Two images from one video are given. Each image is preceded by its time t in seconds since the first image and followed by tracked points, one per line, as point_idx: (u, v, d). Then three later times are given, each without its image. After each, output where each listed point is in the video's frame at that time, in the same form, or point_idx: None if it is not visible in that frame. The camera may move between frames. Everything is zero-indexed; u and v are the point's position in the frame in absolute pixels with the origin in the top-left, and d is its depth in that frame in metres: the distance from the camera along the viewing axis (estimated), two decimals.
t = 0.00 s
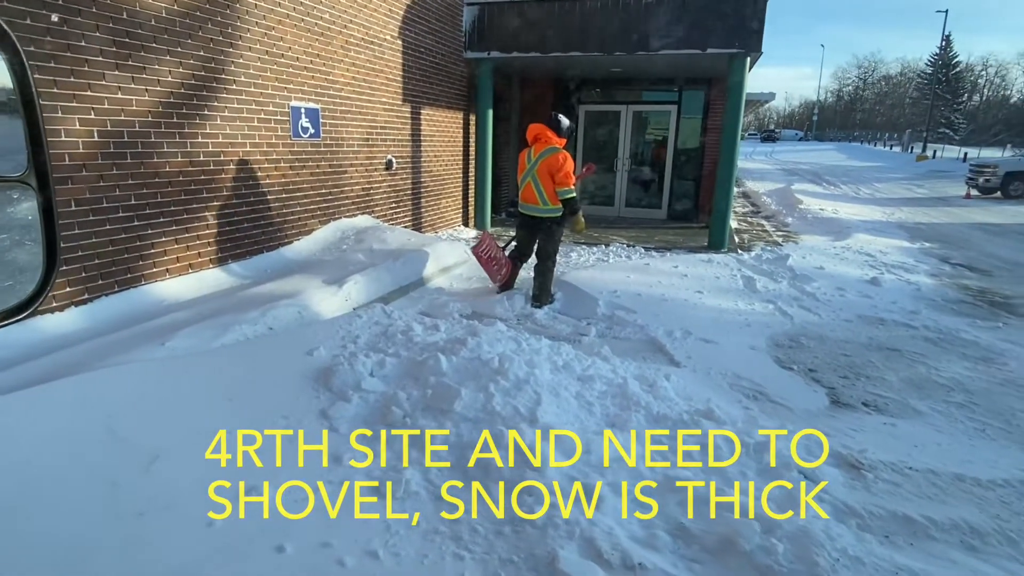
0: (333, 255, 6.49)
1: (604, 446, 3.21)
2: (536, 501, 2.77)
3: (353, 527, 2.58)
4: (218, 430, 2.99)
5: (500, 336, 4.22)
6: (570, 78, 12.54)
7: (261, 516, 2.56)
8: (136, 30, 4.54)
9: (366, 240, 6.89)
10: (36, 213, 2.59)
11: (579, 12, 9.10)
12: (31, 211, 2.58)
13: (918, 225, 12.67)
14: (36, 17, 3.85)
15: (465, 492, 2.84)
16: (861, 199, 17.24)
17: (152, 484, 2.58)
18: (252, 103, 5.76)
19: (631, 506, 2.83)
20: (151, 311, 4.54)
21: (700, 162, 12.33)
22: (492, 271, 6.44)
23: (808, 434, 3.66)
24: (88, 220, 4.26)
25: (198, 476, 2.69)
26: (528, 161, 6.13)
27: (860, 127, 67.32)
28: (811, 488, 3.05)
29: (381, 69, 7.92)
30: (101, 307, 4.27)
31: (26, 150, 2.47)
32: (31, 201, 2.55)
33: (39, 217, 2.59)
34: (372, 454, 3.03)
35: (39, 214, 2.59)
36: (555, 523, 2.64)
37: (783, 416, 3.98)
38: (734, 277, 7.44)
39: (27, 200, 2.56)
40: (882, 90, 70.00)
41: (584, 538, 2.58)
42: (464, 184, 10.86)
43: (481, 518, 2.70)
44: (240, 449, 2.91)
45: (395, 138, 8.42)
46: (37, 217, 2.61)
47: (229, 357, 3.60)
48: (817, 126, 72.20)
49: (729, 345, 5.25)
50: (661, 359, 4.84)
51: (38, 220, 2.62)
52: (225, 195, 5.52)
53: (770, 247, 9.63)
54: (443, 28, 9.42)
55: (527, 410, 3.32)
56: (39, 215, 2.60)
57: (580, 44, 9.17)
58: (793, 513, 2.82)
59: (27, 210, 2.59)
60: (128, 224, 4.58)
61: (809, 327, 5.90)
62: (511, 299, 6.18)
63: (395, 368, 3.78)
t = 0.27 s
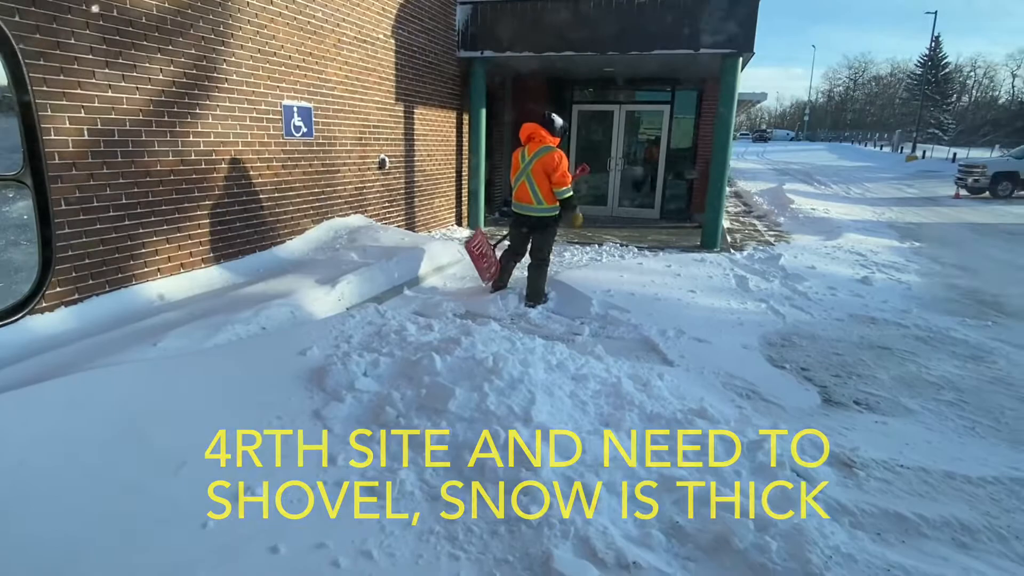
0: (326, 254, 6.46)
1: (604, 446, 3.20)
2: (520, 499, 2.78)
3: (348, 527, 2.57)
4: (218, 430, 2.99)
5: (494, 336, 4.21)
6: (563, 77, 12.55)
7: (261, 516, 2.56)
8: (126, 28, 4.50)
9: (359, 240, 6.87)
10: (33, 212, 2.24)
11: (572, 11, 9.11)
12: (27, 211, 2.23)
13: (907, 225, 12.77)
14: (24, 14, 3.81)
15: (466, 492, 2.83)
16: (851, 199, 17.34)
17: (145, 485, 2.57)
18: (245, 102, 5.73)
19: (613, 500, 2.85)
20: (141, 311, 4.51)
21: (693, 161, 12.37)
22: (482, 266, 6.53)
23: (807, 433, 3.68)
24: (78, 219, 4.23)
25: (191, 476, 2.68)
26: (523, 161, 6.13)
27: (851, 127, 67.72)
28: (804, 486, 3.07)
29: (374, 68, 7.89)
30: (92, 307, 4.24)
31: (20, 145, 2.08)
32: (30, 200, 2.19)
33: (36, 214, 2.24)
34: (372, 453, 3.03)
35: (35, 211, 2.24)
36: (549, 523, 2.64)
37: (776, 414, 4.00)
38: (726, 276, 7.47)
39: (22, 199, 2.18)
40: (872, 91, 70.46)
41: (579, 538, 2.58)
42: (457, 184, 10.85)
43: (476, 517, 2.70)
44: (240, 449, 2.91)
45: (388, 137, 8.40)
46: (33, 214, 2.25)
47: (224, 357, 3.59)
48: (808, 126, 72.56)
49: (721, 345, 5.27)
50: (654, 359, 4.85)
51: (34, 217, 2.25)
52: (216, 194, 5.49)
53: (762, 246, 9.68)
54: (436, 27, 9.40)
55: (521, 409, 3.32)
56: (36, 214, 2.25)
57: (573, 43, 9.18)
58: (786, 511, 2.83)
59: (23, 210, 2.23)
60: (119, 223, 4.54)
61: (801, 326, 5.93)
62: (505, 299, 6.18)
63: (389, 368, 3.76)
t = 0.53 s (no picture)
0: (320, 255, 6.45)
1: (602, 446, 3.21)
2: (517, 499, 2.78)
3: (344, 527, 2.57)
4: (217, 430, 2.99)
5: (488, 337, 4.21)
6: (557, 79, 12.57)
7: (259, 517, 2.56)
8: (119, 28, 4.48)
9: (353, 240, 6.86)
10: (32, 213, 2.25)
11: (567, 12, 9.12)
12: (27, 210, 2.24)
13: (899, 226, 12.86)
14: (16, 13, 3.79)
15: (466, 492, 2.84)
16: (844, 200, 17.44)
17: (140, 486, 2.56)
18: (239, 102, 5.72)
19: (608, 501, 2.85)
20: (134, 311, 4.49)
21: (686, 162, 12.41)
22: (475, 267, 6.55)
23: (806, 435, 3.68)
24: (70, 220, 4.20)
25: (186, 477, 2.67)
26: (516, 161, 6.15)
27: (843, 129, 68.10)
28: (797, 485, 3.09)
29: (368, 68, 7.88)
30: (84, 308, 4.22)
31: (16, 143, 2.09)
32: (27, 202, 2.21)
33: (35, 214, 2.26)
34: (372, 454, 3.04)
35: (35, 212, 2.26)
36: (544, 523, 2.65)
37: (769, 414, 4.02)
38: (720, 277, 7.49)
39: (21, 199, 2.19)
40: (865, 93, 70.88)
41: (574, 538, 2.59)
42: (452, 184, 10.85)
43: (471, 518, 2.69)
44: (239, 449, 2.91)
45: (383, 137, 8.39)
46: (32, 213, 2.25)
47: (219, 358, 3.58)
48: (801, 128, 72.91)
49: (715, 345, 5.29)
50: (648, 359, 4.87)
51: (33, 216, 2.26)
52: (210, 194, 5.47)
53: (756, 247, 9.72)
54: (431, 28, 9.40)
55: (516, 409, 3.32)
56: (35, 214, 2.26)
57: (567, 44, 9.19)
58: (780, 511, 2.85)
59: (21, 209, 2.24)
60: (112, 224, 4.52)
61: (794, 326, 5.97)
62: (500, 299, 6.18)
63: (383, 368, 3.76)
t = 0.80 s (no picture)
0: (315, 256, 6.44)
1: (598, 448, 3.21)
2: (510, 499, 2.78)
3: (339, 528, 2.57)
4: (216, 431, 3.00)
5: (483, 338, 4.22)
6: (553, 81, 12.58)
7: (258, 517, 2.57)
8: (114, 28, 4.47)
9: (348, 242, 6.85)
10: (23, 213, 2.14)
11: (563, 13, 9.11)
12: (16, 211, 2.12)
13: (893, 229, 12.93)
14: (10, 13, 3.78)
15: (465, 491, 2.85)
16: (838, 202, 17.53)
17: (134, 487, 2.55)
18: (234, 103, 5.71)
19: (602, 502, 2.85)
20: (129, 312, 4.47)
21: (682, 164, 12.44)
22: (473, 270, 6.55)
23: (802, 438, 3.69)
24: (64, 220, 4.19)
25: (181, 479, 2.67)
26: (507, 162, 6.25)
27: (837, 132, 68.42)
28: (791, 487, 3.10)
29: (364, 70, 7.88)
30: (79, 309, 4.21)
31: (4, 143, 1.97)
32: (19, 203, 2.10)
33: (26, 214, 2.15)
34: (371, 453, 3.05)
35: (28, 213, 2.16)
36: (539, 524, 2.65)
37: (763, 416, 4.03)
38: (715, 279, 7.51)
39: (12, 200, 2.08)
40: (859, 97, 71.24)
41: (568, 539, 2.59)
42: (447, 186, 10.86)
43: (465, 520, 2.69)
44: (239, 449, 2.93)
45: (378, 139, 8.39)
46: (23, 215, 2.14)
47: (214, 359, 3.58)
48: (796, 131, 73.24)
49: (710, 347, 5.30)
50: (643, 361, 4.87)
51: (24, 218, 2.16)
52: (205, 195, 5.46)
53: (750, 249, 9.75)
54: (426, 30, 9.40)
55: (511, 411, 3.32)
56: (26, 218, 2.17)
57: (563, 45, 9.16)
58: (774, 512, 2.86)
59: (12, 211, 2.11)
60: (106, 225, 4.51)
61: (788, 328, 5.99)
62: (495, 301, 6.18)
63: (378, 370, 3.75)
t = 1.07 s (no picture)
0: (313, 259, 6.43)
1: (596, 450, 3.21)
2: (508, 500, 2.79)
3: (337, 531, 2.57)
4: (215, 433, 3.00)
5: (481, 341, 4.22)
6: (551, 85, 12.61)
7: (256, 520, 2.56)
8: (113, 31, 4.47)
9: (346, 244, 6.85)
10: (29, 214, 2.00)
11: (561, 18, 9.15)
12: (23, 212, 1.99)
13: (889, 232, 12.98)
14: (9, 16, 3.78)
15: (465, 491, 2.86)
16: (835, 206, 17.59)
17: (132, 489, 2.55)
18: (232, 106, 5.71)
19: (601, 505, 2.86)
20: (126, 315, 4.46)
21: (679, 168, 12.48)
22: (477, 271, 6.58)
23: (800, 441, 3.70)
24: (62, 223, 4.18)
25: (178, 481, 2.66)
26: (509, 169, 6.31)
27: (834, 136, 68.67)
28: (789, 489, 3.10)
29: (362, 73, 7.88)
30: (76, 311, 4.20)
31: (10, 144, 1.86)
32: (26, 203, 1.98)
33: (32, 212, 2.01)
34: (371, 453, 3.06)
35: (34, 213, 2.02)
36: (537, 527, 2.65)
37: (761, 419, 4.03)
38: (712, 282, 7.53)
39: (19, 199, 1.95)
40: (855, 101, 71.52)
41: (566, 542, 2.59)
42: (445, 189, 10.86)
43: (463, 523, 2.69)
44: (238, 451, 2.92)
45: (376, 142, 8.39)
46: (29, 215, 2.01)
47: (212, 362, 3.58)
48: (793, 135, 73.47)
49: (708, 350, 5.31)
50: (641, 364, 4.88)
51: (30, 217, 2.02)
52: (202, 198, 5.46)
53: (748, 253, 9.77)
54: (425, 34, 9.42)
55: (510, 414, 3.32)
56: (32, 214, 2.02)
57: (561, 49, 9.19)
58: (772, 515, 2.86)
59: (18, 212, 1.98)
60: (104, 227, 4.51)
61: (786, 331, 6.00)
62: (493, 304, 6.18)
63: (377, 373, 3.75)
